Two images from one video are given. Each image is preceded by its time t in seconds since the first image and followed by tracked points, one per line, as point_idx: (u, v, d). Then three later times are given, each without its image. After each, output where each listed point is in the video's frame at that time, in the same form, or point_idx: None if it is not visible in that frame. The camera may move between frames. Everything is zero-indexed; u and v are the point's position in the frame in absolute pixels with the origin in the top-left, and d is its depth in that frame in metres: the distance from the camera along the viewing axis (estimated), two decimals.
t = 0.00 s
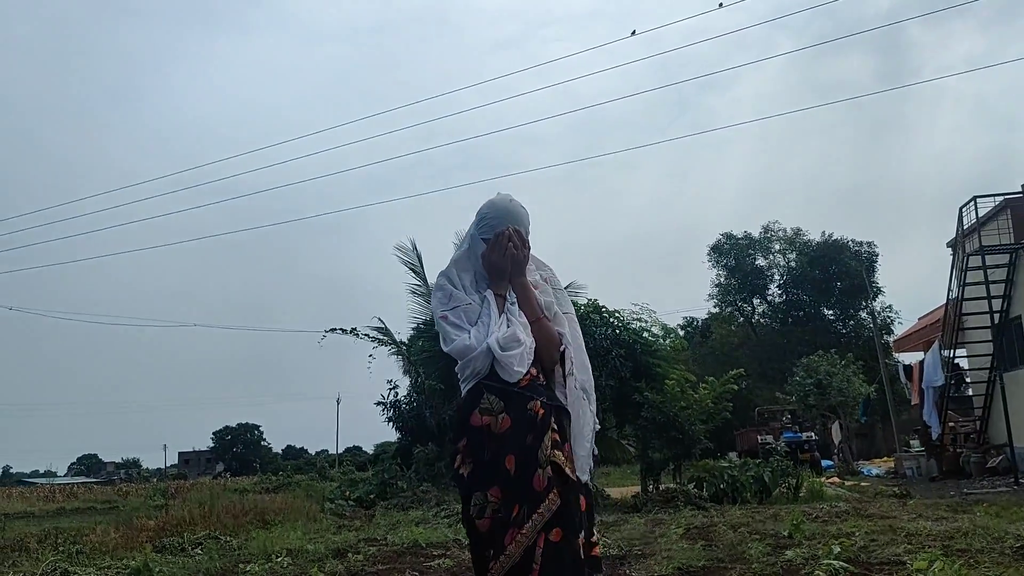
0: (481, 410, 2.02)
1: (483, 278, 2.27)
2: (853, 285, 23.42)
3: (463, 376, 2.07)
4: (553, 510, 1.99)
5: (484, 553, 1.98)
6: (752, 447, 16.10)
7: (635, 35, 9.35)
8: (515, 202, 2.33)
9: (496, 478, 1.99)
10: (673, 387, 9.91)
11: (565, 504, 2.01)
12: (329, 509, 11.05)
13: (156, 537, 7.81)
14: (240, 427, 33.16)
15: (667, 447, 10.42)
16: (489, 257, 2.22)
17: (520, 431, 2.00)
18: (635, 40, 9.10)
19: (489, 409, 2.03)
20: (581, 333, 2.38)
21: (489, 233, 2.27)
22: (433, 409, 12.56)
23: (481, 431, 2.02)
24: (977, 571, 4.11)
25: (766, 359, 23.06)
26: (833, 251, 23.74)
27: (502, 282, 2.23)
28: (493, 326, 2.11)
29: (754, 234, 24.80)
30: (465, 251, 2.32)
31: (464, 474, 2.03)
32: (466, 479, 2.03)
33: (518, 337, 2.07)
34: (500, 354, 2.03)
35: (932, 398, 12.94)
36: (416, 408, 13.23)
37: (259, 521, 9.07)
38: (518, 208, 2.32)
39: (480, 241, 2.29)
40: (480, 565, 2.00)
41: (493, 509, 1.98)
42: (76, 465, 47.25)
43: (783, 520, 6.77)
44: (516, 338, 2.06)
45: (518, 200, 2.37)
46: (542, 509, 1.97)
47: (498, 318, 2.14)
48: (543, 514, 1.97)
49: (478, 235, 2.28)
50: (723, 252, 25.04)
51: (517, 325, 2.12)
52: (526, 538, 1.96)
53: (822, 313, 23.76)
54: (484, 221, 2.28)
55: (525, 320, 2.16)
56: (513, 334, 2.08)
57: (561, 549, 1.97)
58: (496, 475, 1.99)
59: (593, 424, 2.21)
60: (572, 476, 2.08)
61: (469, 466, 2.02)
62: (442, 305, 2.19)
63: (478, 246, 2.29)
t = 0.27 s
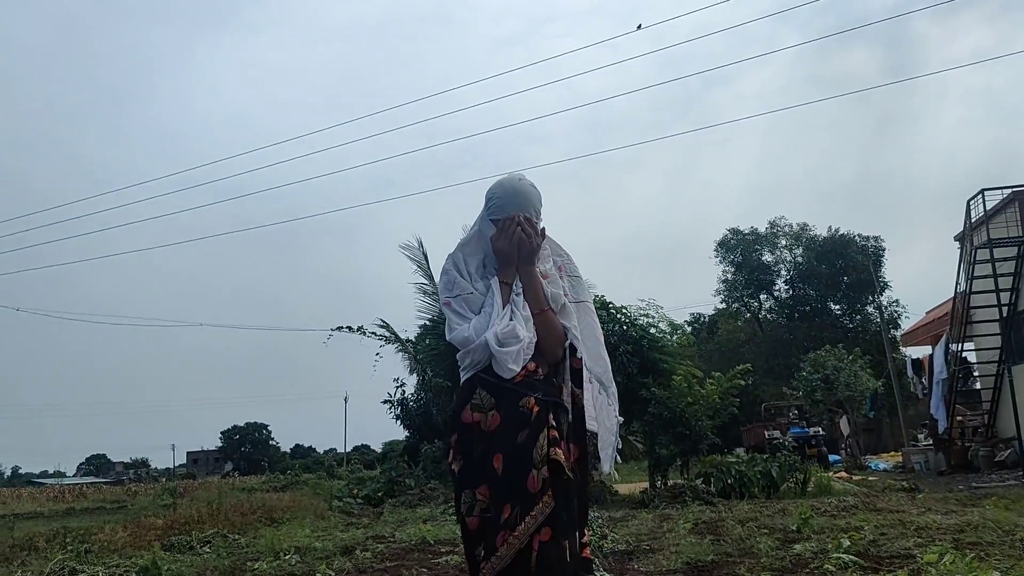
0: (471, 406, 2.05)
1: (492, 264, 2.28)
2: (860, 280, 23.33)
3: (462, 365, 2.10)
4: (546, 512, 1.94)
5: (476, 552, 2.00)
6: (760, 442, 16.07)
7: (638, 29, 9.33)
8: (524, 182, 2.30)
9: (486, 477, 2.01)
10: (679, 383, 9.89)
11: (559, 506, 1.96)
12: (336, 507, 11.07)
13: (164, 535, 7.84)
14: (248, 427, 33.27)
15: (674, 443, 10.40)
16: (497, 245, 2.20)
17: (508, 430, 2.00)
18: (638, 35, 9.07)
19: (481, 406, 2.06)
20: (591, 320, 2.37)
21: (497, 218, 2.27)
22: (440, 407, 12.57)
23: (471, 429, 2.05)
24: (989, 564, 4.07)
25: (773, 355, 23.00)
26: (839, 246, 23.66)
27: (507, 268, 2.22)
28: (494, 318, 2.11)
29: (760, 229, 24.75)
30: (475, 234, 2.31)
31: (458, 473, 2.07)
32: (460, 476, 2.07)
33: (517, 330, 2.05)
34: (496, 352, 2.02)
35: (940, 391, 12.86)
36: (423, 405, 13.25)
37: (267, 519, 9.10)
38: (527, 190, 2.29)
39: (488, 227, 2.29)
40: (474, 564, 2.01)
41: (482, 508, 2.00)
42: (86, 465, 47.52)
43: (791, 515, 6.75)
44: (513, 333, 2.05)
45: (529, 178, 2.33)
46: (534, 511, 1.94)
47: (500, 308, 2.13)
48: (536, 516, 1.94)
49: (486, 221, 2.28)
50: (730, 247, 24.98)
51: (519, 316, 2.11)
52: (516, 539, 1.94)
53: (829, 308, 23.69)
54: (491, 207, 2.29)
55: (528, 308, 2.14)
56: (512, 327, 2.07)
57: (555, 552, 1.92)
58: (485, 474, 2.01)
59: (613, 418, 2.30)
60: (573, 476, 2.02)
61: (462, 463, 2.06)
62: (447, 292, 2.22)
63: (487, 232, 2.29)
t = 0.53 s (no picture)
0: (467, 399, 2.09)
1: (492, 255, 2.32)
2: (863, 273, 23.34)
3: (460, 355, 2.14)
4: (537, 506, 1.98)
5: (469, 546, 2.04)
6: (763, 435, 16.11)
7: (642, 23, 9.31)
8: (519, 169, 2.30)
9: (480, 471, 2.05)
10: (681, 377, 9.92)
11: (551, 499, 2.00)
12: (341, 501, 11.15)
13: (169, 530, 7.90)
14: (252, 422, 33.38)
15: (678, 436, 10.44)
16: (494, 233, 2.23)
17: (502, 424, 2.04)
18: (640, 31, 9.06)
19: (476, 399, 2.09)
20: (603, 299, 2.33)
21: (490, 207, 2.29)
22: (444, 401, 12.62)
23: (467, 421, 2.09)
24: (991, 556, 4.10)
25: (775, 348, 23.01)
26: (842, 240, 23.65)
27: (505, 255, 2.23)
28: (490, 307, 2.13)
29: (763, 223, 24.74)
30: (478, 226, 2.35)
31: (454, 465, 2.11)
32: (456, 469, 2.11)
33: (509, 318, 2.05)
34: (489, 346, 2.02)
35: (944, 384, 12.88)
36: (427, 400, 13.29)
37: (272, 514, 9.15)
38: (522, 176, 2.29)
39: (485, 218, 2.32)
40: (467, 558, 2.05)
41: (475, 502, 2.04)
42: (91, 461, 47.71)
43: (794, 507, 6.80)
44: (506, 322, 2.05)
45: (525, 165, 2.33)
46: (526, 504, 1.98)
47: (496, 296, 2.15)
48: (528, 509, 1.98)
49: (482, 211, 2.31)
50: (733, 241, 24.98)
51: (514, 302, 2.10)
52: (508, 532, 1.98)
53: (832, 302, 23.70)
54: (487, 195, 2.31)
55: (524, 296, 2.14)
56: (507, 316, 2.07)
57: (547, 544, 1.97)
58: (479, 468, 2.05)
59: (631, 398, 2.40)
60: (568, 469, 2.05)
61: (456, 457, 2.10)
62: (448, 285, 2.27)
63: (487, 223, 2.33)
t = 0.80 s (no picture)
0: (471, 392, 2.10)
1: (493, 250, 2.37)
2: (864, 271, 23.37)
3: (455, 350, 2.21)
4: (542, 499, 2.01)
5: (474, 539, 2.07)
6: (763, 433, 16.14)
7: (644, 21, 9.31)
8: (516, 156, 2.29)
9: (485, 464, 2.08)
10: (682, 374, 9.95)
11: (556, 492, 2.02)
12: (342, 498, 11.18)
13: (171, 526, 7.92)
14: (252, 419, 33.41)
15: (678, 433, 10.47)
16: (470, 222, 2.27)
17: (507, 417, 2.06)
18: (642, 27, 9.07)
19: (480, 392, 2.11)
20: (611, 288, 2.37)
21: (490, 199, 2.31)
22: (445, 399, 12.64)
23: (470, 414, 2.11)
24: (990, 552, 4.13)
25: (776, 346, 23.04)
26: (843, 237, 23.67)
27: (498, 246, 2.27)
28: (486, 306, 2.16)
29: (764, 221, 24.76)
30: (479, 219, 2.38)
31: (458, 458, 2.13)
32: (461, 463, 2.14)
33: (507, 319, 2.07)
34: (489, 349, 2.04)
35: (943, 381, 12.90)
36: (428, 397, 13.32)
37: (273, 510, 9.18)
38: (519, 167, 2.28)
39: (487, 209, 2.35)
40: (472, 550, 2.08)
41: (480, 495, 2.07)
42: (91, 458, 47.78)
43: (794, 504, 6.83)
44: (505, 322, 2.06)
45: (524, 152, 2.32)
46: (531, 498, 2.01)
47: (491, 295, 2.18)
48: (533, 501, 2.01)
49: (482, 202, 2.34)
50: (735, 239, 24.99)
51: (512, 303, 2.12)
52: (513, 525, 2.01)
53: (832, 299, 23.72)
54: (486, 184, 2.32)
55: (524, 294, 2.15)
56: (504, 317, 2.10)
57: (552, 537, 1.99)
58: (484, 461, 2.08)
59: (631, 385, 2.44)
60: (574, 462, 2.07)
61: (460, 449, 2.12)
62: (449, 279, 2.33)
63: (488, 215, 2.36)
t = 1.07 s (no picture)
0: (474, 389, 2.12)
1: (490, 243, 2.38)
2: (861, 265, 23.41)
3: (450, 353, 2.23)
4: (547, 492, 2.01)
5: (477, 534, 2.06)
6: (759, 426, 16.18)
7: (643, 13, 9.28)
8: (507, 146, 2.31)
9: (488, 458, 2.08)
10: (679, 367, 9.97)
11: (561, 486, 2.02)
12: (339, 490, 11.19)
13: (168, 518, 7.92)
14: (249, 411, 33.41)
15: (675, 426, 10.49)
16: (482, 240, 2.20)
17: (511, 411, 2.07)
18: (641, 19, 9.04)
19: (483, 388, 2.12)
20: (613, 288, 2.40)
21: (485, 187, 2.33)
22: (442, 391, 12.64)
23: (474, 410, 2.12)
24: (985, 546, 4.15)
25: (772, 339, 23.08)
26: (841, 231, 23.69)
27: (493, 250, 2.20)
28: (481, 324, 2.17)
29: (762, 214, 24.75)
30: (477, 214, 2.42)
31: (461, 455, 2.14)
32: (463, 459, 2.14)
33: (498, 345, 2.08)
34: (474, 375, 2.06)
35: (939, 375, 12.93)
36: (425, 390, 13.32)
37: (270, 502, 9.19)
38: (509, 159, 2.30)
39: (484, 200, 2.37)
40: (475, 546, 2.07)
41: (483, 489, 2.07)
42: (87, 449, 47.75)
43: (790, 497, 6.86)
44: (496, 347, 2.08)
45: (518, 140, 2.33)
46: (537, 490, 2.00)
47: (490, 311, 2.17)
48: (539, 494, 2.01)
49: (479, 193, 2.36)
50: (732, 232, 24.99)
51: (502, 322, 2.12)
52: (518, 519, 2.00)
53: (829, 293, 23.77)
54: (481, 173, 2.34)
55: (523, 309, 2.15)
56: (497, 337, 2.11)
57: (557, 529, 1.99)
58: (488, 455, 2.08)
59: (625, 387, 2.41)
60: (578, 456, 2.08)
61: (463, 445, 2.13)
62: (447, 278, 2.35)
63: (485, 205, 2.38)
